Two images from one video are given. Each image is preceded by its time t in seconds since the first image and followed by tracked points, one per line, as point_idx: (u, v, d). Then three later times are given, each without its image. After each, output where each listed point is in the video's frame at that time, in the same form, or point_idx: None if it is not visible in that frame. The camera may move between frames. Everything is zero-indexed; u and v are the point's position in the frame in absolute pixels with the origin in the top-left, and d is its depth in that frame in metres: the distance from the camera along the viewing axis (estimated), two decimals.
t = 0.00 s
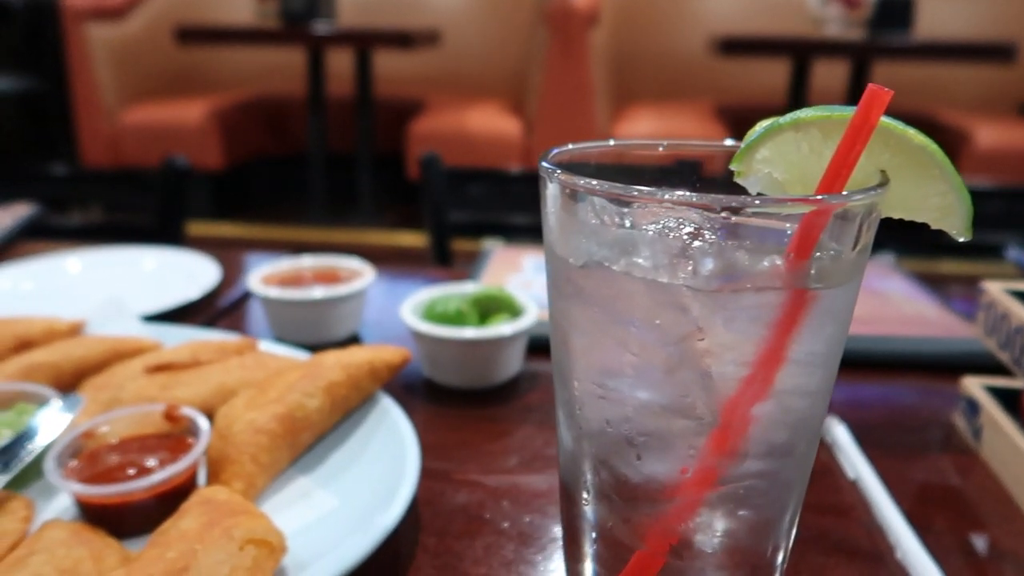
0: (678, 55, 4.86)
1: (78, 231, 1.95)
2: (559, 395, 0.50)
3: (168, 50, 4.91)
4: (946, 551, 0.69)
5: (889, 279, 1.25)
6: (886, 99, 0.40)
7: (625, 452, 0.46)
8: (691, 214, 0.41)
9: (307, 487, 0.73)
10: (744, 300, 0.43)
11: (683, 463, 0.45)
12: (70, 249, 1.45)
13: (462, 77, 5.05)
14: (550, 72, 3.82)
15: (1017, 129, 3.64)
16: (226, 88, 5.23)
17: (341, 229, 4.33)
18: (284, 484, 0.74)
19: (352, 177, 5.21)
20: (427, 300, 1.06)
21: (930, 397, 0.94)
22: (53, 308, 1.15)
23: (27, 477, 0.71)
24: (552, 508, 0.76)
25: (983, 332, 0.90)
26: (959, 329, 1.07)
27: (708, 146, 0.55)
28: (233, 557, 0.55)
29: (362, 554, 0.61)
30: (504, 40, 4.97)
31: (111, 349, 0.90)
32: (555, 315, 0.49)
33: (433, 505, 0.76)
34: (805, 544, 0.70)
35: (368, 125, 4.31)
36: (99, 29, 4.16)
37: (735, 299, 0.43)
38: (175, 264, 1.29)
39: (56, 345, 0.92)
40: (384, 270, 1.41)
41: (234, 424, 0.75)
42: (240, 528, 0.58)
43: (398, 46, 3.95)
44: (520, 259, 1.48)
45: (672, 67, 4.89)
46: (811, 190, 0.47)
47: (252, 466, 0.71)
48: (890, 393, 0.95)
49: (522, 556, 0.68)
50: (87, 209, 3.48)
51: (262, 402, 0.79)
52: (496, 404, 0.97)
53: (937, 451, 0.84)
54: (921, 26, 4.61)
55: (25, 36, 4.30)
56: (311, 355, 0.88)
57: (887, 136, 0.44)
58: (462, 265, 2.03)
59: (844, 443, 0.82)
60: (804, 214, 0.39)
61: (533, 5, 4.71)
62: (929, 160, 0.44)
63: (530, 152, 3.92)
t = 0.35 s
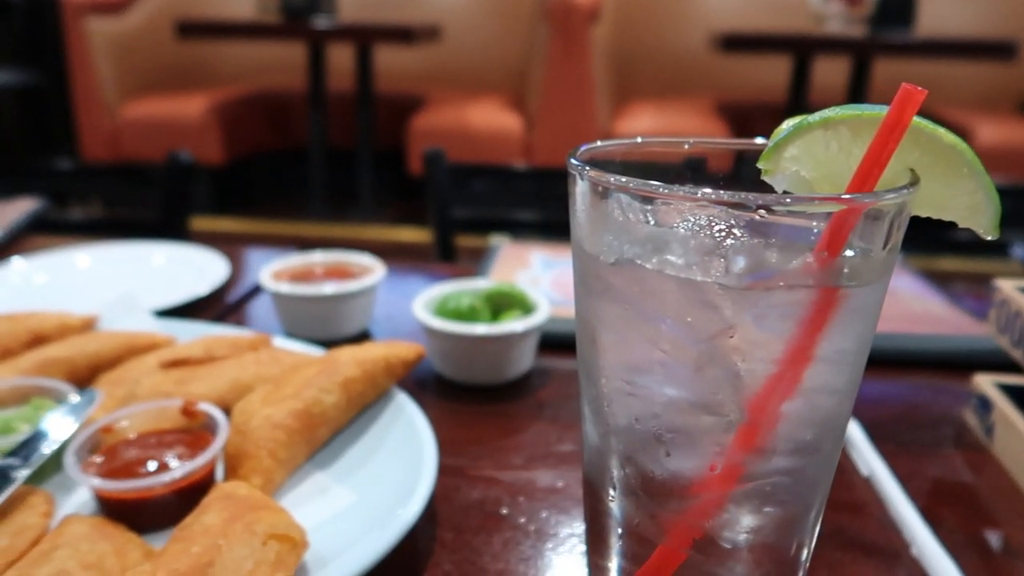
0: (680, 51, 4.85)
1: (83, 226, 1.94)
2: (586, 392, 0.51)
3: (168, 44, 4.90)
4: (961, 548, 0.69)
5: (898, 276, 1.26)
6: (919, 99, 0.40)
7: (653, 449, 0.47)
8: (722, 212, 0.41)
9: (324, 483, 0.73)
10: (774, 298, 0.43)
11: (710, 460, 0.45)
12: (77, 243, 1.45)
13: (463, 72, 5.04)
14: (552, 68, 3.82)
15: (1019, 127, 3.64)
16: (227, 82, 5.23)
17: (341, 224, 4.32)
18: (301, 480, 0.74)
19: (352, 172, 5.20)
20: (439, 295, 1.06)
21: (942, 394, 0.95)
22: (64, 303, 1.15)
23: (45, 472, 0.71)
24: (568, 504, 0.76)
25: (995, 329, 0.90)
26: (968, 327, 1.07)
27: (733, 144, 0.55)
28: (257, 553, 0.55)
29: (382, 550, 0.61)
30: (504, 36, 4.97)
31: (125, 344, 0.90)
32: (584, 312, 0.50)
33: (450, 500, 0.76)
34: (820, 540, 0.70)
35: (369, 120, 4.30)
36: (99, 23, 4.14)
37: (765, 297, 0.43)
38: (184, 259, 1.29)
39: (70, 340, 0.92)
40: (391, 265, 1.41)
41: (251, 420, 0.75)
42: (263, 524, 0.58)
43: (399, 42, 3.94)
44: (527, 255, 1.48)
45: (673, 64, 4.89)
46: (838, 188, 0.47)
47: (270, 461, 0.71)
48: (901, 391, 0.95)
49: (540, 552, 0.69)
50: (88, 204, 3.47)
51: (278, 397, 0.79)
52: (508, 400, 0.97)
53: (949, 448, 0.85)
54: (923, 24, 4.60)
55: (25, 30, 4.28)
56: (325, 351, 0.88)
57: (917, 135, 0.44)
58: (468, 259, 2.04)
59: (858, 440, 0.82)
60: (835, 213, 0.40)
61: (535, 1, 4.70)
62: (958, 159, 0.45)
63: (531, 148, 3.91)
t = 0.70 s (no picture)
0: (679, 48, 4.85)
1: (84, 223, 1.94)
2: (604, 391, 0.51)
3: (167, 40, 4.89)
4: (970, 546, 0.70)
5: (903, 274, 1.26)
6: (942, 100, 0.40)
7: (672, 447, 0.47)
8: (744, 211, 0.41)
9: (336, 481, 0.73)
10: (796, 298, 0.43)
11: (728, 458, 0.45)
12: (80, 241, 1.45)
13: (463, 69, 5.03)
14: (552, 66, 3.82)
15: (1018, 125, 3.65)
16: (225, 79, 5.22)
17: (341, 221, 4.31)
18: (313, 478, 0.74)
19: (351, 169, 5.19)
20: (446, 293, 1.06)
21: (948, 392, 0.95)
22: (70, 300, 1.15)
23: (57, 470, 0.71)
24: (578, 502, 0.76)
25: (1003, 328, 0.90)
26: (973, 325, 1.08)
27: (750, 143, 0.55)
28: (273, 551, 0.56)
29: (397, 547, 0.61)
30: (503, 33, 4.96)
31: (134, 342, 0.90)
32: (603, 311, 0.50)
33: (461, 498, 0.76)
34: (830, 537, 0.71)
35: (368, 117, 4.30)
36: (97, 19, 4.13)
37: (787, 296, 0.43)
38: (189, 256, 1.29)
39: (79, 338, 0.92)
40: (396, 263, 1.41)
41: (263, 418, 0.75)
42: (278, 522, 0.58)
43: (398, 38, 3.93)
44: (531, 253, 1.48)
45: (672, 61, 4.89)
46: (857, 188, 0.47)
47: (282, 459, 0.71)
48: (908, 389, 0.96)
49: (552, 550, 0.69)
50: (86, 201, 3.46)
51: (289, 395, 0.79)
52: (516, 398, 0.97)
53: (957, 446, 0.85)
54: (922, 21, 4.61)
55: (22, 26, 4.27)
56: (335, 349, 0.88)
57: (939, 135, 0.44)
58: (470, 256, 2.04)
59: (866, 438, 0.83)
60: (856, 214, 0.40)
61: None
62: (979, 159, 0.45)
63: (530, 145, 3.91)
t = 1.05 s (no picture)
0: (677, 46, 4.85)
1: (85, 221, 1.94)
2: (623, 389, 0.51)
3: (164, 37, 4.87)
4: (980, 543, 0.70)
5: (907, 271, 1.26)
6: (965, 100, 0.40)
7: (691, 446, 0.47)
8: (767, 211, 0.41)
9: (347, 479, 0.74)
10: (816, 297, 0.43)
11: (748, 457, 0.46)
12: (82, 239, 1.44)
13: (461, 66, 5.03)
14: (550, 63, 3.82)
15: (1016, 122, 3.66)
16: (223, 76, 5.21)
17: (338, 219, 4.31)
18: (324, 477, 0.74)
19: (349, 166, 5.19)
20: (454, 292, 1.06)
21: (954, 390, 0.95)
22: (76, 299, 1.15)
23: (68, 469, 0.71)
24: (588, 501, 0.76)
25: (1010, 326, 0.90)
26: (978, 323, 1.08)
27: (766, 143, 0.55)
28: (289, 550, 0.56)
29: (414, 544, 0.61)
30: (501, 30, 4.95)
31: (142, 340, 0.90)
32: (621, 310, 0.50)
33: (472, 497, 0.76)
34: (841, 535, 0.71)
35: (366, 114, 4.29)
36: (94, 16, 4.11)
37: (808, 296, 0.44)
38: (193, 255, 1.29)
39: (86, 337, 0.92)
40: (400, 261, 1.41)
41: (275, 417, 0.75)
42: (293, 521, 0.58)
43: (396, 35, 3.93)
44: (536, 251, 1.48)
45: (670, 59, 4.89)
46: (875, 188, 0.47)
47: (294, 458, 0.71)
48: (914, 387, 0.96)
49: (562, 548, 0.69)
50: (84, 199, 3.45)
51: (300, 394, 0.79)
52: (524, 396, 0.97)
53: (965, 444, 0.85)
54: (921, 19, 4.61)
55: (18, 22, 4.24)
56: (344, 348, 0.88)
57: (959, 136, 0.45)
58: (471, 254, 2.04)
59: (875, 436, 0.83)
60: (877, 214, 0.40)
61: None
62: (999, 160, 0.45)
63: (528, 142, 3.91)
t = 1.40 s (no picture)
0: (675, 43, 4.85)
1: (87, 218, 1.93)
2: (646, 387, 0.51)
3: (161, 34, 4.86)
4: (992, 539, 0.70)
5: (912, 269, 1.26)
6: (993, 101, 0.41)
7: (716, 444, 0.47)
8: (793, 211, 0.42)
9: (362, 477, 0.74)
10: (842, 296, 0.44)
11: (770, 456, 0.46)
12: (86, 237, 1.44)
13: (459, 63, 5.02)
14: (549, 60, 3.81)
15: (1013, 119, 3.66)
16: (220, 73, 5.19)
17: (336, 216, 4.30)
18: (340, 474, 0.75)
19: (347, 163, 5.18)
20: (464, 290, 1.07)
21: (963, 387, 0.96)
22: (83, 297, 1.15)
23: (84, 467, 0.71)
24: (603, 498, 0.77)
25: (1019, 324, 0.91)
26: (985, 321, 1.08)
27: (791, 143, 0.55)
28: (311, 548, 0.56)
29: (434, 540, 0.61)
30: (498, 27, 4.94)
31: (153, 339, 0.90)
32: (645, 308, 0.50)
33: (487, 495, 0.77)
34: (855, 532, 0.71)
35: (363, 111, 4.27)
36: (90, 12, 4.09)
37: (833, 295, 0.44)
38: (200, 252, 1.29)
39: (97, 335, 0.92)
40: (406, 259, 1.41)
41: (290, 415, 0.75)
42: (314, 519, 0.58)
43: (394, 32, 3.92)
44: (541, 249, 1.49)
45: (668, 56, 4.89)
46: (898, 188, 0.47)
47: (310, 456, 0.71)
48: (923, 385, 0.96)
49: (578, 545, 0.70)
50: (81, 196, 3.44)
51: (314, 392, 0.79)
52: (534, 394, 0.98)
53: (975, 441, 0.85)
54: (918, 16, 4.62)
55: (14, 18, 4.22)
56: (356, 347, 0.88)
57: (983, 135, 0.45)
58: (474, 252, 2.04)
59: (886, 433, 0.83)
60: (901, 215, 0.40)
61: None
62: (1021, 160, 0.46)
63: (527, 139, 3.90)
